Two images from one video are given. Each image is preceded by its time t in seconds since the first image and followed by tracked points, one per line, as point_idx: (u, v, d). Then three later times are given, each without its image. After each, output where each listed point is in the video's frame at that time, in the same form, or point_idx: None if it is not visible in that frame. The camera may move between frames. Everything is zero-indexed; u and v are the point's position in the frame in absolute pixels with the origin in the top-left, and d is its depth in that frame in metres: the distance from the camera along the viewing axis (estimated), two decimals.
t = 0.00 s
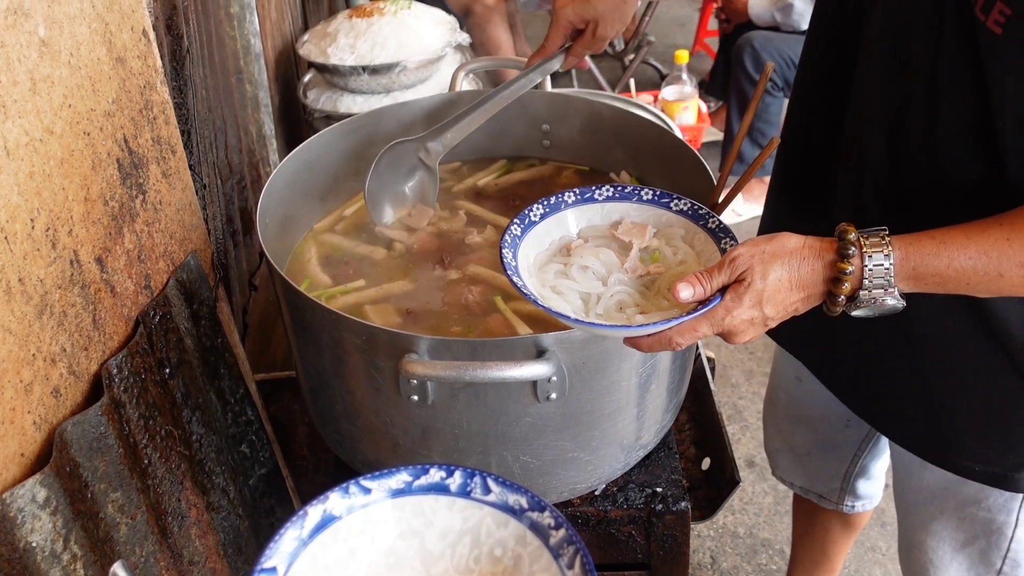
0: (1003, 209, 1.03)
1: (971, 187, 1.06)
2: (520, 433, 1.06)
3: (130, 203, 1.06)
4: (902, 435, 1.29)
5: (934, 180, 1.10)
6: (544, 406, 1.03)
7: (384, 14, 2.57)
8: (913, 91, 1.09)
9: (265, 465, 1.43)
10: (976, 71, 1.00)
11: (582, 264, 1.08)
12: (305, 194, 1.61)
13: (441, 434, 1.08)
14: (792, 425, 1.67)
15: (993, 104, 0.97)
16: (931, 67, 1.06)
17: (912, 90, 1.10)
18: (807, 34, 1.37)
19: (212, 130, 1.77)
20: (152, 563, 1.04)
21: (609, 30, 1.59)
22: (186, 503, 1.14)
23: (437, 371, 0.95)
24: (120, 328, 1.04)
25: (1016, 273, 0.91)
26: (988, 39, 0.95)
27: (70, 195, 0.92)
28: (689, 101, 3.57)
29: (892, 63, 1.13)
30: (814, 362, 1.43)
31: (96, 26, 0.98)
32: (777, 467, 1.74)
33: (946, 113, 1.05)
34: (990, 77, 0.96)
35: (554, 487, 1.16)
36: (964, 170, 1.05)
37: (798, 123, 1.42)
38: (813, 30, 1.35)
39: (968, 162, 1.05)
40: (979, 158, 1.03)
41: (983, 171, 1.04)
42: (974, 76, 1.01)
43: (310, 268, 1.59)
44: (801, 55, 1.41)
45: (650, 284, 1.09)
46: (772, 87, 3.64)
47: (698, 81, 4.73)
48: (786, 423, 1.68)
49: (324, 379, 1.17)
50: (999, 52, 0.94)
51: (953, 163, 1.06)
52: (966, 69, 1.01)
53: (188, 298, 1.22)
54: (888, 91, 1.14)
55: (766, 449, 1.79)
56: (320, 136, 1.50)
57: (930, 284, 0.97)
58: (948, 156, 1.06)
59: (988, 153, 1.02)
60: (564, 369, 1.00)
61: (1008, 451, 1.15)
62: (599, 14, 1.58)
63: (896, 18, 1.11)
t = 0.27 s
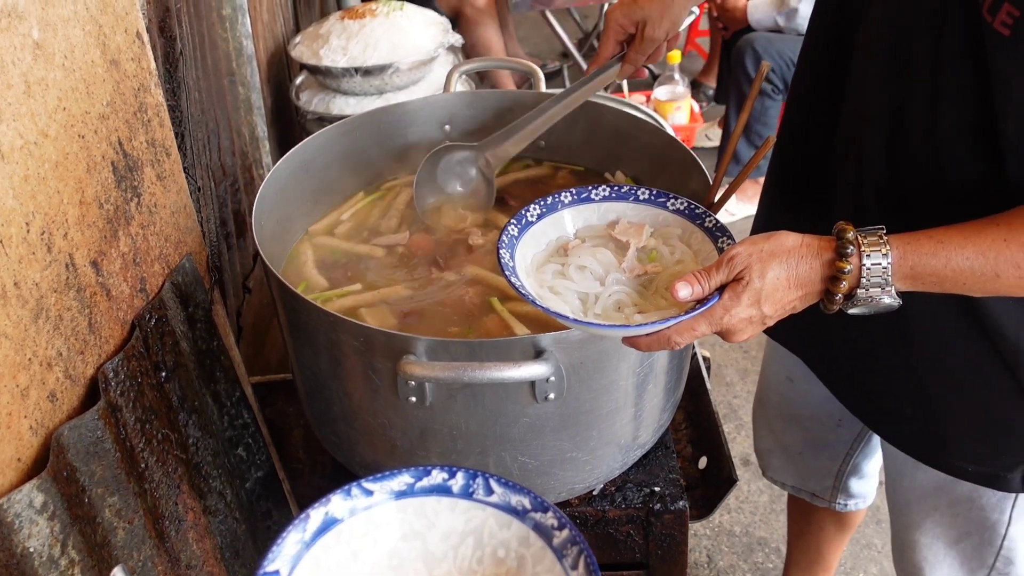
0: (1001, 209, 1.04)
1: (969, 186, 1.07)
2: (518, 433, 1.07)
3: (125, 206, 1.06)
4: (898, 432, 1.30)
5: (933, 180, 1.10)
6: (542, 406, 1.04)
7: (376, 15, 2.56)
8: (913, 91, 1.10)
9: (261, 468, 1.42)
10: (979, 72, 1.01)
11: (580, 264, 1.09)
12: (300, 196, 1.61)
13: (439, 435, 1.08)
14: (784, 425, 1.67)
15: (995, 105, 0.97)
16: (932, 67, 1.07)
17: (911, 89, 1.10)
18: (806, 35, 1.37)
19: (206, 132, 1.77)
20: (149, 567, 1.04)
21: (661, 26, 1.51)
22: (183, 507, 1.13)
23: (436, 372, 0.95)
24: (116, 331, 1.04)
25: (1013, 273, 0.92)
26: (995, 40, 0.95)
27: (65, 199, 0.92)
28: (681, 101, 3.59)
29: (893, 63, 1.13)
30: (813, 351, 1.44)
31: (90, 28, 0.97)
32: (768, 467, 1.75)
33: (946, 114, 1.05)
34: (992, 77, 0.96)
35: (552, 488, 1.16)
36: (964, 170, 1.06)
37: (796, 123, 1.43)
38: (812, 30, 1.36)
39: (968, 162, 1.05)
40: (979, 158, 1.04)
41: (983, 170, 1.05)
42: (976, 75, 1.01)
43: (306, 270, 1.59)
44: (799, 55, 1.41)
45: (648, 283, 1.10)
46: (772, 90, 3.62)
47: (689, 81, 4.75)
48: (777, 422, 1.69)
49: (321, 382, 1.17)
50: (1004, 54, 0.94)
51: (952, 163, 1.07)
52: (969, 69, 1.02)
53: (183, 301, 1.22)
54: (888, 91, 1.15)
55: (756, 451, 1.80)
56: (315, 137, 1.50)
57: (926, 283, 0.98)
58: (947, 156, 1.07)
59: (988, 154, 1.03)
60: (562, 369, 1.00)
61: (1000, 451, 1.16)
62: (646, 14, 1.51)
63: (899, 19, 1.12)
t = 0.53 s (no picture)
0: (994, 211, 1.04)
1: (961, 188, 1.07)
2: (514, 435, 1.07)
3: (118, 210, 1.06)
4: (889, 434, 1.30)
5: (926, 181, 1.11)
6: (537, 408, 1.04)
7: (369, 17, 2.56)
8: (907, 93, 1.11)
9: (256, 471, 1.42)
10: (976, 74, 1.02)
11: (575, 266, 1.09)
12: (294, 198, 1.60)
13: (434, 438, 1.08)
14: (778, 425, 1.68)
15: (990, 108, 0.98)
16: (928, 69, 1.07)
17: (906, 91, 1.11)
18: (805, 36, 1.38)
19: (198, 135, 1.76)
20: (145, 572, 1.04)
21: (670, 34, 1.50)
22: (178, 511, 1.13)
23: (431, 375, 0.95)
24: (109, 335, 1.03)
25: (1005, 276, 0.92)
26: (992, 42, 0.96)
27: (58, 203, 0.92)
28: (674, 101, 3.60)
29: (890, 64, 1.14)
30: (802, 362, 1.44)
31: (82, 31, 0.97)
32: (762, 467, 1.76)
33: (941, 115, 1.06)
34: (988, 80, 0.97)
35: (547, 489, 1.16)
36: (959, 171, 1.07)
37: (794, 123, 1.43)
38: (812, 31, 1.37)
39: (961, 163, 1.06)
40: (972, 160, 1.05)
41: (977, 172, 1.05)
42: (973, 76, 1.02)
43: (299, 274, 1.58)
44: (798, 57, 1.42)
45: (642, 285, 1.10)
46: (768, 93, 3.62)
47: (681, 81, 4.76)
48: (771, 422, 1.70)
49: (316, 385, 1.17)
50: (1001, 57, 0.95)
51: (946, 165, 1.07)
52: (966, 71, 1.02)
53: (177, 305, 1.21)
54: (884, 92, 1.15)
55: (750, 450, 1.81)
56: (308, 140, 1.50)
57: (919, 285, 0.98)
58: (941, 157, 1.08)
59: (981, 156, 1.04)
60: (558, 371, 1.00)
61: (990, 452, 1.16)
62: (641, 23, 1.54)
63: (898, 20, 1.12)
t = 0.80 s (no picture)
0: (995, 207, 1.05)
1: (961, 187, 1.08)
2: (512, 437, 1.06)
3: (111, 212, 1.05)
4: (891, 430, 1.31)
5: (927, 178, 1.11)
6: (534, 409, 1.03)
7: (361, 18, 2.55)
8: (906, 91, 1.11)
9: (251, 474, 1.41)
10: (976, 74, 1.02)
11: (572, 267, 1.09)
12: (288, 200, 1.60)
13: (431, 440, 1.08)
14: (775, 424, 1.68)
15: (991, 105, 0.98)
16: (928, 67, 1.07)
17: (904, 89, 1.11)
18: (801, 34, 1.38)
19: (191, 136, 1.75)
20: None
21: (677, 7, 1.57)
22: (173, 516, 1.12)
23: (428, 377, 0.94)
24: (103, 339, 1.02)
25: (1003, 273, 0.92)
26: (992, 42, 0.96)
27: (50, 205, 0.91)
28: (667, 101, 3.61)
29: (887, 65, 1.13)
30: (802, 352, 1.45)
31: (73, 32, 0.96)
32: (759, 467, 1.76)
33: (941, 113, 1.06)
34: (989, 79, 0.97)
35: (545, 491, 1.16)
36: (960, 168, 1.07)
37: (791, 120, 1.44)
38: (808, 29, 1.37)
39: (962, 162, 1.07)
40: (973, 160, 1.05)
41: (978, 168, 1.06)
42: (974, 77, 1.02)
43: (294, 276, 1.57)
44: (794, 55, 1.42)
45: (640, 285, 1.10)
46: (767, 94, 3.60)
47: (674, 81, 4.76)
48: (768, 421, 1.70)
49: (311, 387, 1.16)
50: (1002, 56, 0.95)
51: (946, 161, 1.08)
52: (965, 69, 1.02)
53: (171, 307, 1.21)
54: (881, 90, 1.15)
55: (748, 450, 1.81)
56: (302, 141, 1.49)
57: (918, 282, 0.98)
58: (941, 154, 1.08)
59: (983, 155, 1.04)
60: (555, 372, 1.00)
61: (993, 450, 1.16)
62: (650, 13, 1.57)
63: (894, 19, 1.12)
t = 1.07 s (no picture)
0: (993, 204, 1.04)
1: (961, 185, 1.07)
2: (510, 440, 1.05)
3: (102, 215, 1.03)
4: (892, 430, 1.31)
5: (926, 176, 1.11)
6: (533, 411, 1.02)
7: (354, 18, 2.54)
8: (905, 89, 1.10)
9: (246, 479, 1.40)
10: (974, 71, 1.01)
11: (569, 269, 1.08)
12: (281, 202, 1.58)
13: (429, 443, 1.06)
14: (774, 423, 1.68)
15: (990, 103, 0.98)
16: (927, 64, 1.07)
17: (904, 87, 1.11)
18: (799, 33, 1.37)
19: (183, 138, 1.74)
20: None
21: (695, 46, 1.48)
22: (167, 522, 1.11)
23: (425, 381, 0.93)
24: (95, 343, 1.01)
25: (1005, 267, 0.92)
26: (988, 37, 0.96)
27: (41, 208, 0.89)
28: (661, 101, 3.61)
29: (886, 63, 1.13)
30: (804, 349, 1.45)
31: (64, 33, 0.95)
32: (759, 466, 1.76)
33: (940, 110, 1.06)
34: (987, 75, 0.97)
35: (543, 494, 1.15)
36: (959, 166, 1.06)
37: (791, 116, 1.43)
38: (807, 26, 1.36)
39: (962, 160, 1.06)
40: (973, 157, 1.05)
41: (976, 167, 1.05)
42: (972, 73, 1.01)
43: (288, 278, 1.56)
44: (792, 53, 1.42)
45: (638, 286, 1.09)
46: (764, 95, 3.60)
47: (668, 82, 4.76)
48: (768, 421, 1.69)
49: (307, 391, 1.15)
50: (1001, 51, 0.94)
51: (946, 159, 1.07)
52: (964, 67, 1.02)
53: (164, 311, 1.19)
54: (881, 89, 1.15)
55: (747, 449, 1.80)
56: (295, 142, 1.48)
57: (919, 278, 0.98)
58: (941, 152, 1.07)
59: (982, 153, 1.04)
60: (553, 375, 0.99)
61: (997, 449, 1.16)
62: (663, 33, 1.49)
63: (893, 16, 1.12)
